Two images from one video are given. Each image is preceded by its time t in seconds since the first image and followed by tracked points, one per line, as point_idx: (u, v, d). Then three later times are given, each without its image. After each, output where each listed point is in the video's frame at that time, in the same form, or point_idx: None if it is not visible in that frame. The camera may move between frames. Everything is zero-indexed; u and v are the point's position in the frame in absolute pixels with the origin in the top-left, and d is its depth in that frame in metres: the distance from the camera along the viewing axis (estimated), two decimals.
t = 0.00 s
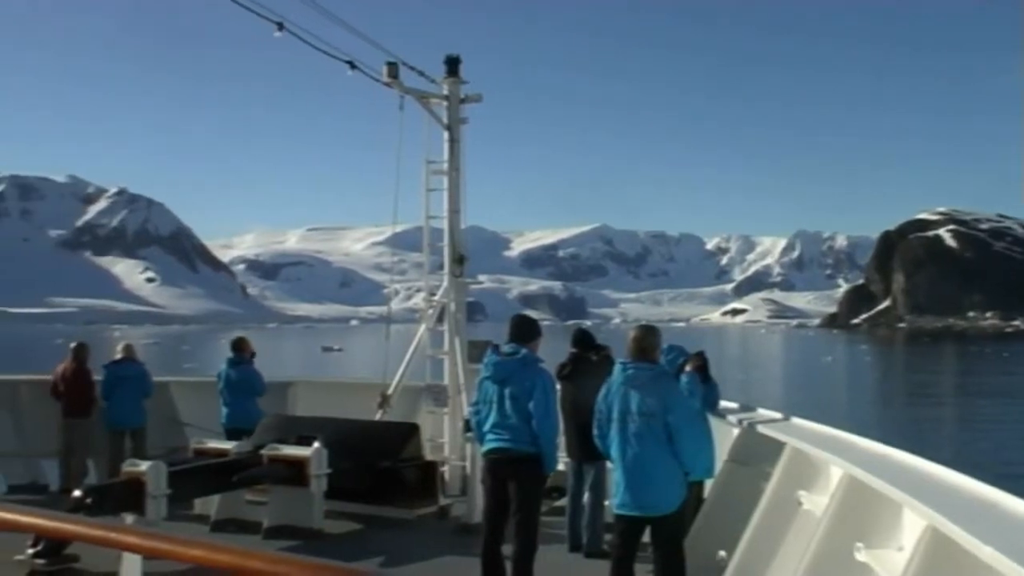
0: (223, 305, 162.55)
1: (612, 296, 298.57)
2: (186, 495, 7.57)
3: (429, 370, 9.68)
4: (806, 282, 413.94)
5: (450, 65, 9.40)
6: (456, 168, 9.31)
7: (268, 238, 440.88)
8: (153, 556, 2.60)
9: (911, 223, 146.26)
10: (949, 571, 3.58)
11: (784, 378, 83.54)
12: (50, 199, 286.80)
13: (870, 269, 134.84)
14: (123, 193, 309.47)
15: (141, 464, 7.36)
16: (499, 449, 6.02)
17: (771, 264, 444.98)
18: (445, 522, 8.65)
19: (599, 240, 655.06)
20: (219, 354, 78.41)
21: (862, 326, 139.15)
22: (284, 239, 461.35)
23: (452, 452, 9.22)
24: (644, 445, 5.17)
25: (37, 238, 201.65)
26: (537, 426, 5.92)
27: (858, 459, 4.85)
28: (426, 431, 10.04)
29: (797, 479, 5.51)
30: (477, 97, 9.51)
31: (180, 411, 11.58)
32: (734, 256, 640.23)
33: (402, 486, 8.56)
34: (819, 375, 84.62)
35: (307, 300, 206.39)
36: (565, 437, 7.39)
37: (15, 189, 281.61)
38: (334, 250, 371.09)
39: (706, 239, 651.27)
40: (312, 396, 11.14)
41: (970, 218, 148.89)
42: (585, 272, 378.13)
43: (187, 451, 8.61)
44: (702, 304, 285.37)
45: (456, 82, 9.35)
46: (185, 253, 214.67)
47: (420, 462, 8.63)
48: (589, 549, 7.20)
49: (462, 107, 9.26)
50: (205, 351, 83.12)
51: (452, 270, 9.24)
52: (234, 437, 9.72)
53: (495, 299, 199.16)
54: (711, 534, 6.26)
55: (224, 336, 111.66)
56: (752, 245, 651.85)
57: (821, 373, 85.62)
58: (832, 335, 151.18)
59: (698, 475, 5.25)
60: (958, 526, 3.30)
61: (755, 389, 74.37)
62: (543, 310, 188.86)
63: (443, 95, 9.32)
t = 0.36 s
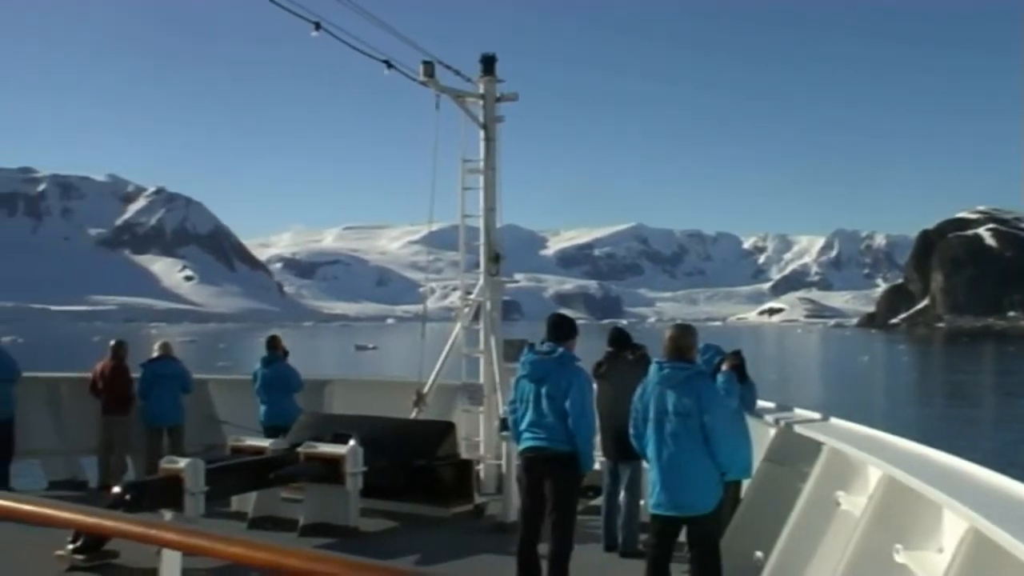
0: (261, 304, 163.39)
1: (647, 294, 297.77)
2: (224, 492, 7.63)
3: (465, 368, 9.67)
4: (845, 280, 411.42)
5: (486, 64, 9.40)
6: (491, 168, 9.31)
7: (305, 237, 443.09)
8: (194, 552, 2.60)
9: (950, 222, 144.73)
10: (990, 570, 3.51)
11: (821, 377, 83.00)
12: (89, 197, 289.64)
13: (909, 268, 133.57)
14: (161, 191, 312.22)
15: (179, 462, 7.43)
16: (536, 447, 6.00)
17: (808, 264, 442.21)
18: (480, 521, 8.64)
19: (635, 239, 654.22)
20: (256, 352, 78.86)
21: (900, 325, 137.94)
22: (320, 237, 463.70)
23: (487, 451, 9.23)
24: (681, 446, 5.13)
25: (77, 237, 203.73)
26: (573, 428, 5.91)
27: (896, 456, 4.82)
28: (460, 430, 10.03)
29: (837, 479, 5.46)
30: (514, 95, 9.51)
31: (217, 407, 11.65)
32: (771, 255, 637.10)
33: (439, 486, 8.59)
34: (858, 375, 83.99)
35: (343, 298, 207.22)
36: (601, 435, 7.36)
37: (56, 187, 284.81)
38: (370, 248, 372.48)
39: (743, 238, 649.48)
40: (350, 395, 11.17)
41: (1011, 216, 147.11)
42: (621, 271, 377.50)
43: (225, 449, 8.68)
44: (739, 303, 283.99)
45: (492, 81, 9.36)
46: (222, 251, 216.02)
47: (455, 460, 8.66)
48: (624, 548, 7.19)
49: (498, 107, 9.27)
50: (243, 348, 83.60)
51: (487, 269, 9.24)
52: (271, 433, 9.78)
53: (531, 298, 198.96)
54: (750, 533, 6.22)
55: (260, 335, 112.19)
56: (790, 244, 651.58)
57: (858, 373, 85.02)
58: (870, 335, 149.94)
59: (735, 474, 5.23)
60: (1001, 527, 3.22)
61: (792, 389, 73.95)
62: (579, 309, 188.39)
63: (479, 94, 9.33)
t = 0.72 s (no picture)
0: (294, 304, 164.23)
1: (680, 293, 297.02)
2: (261, 493, 7.68)
3: (498, 368, 9.63)
4: (879, 278, 408.80)
5: (519, 63, 9.40)
6: (524, 166, 9.30)
7: (338, 237, 445.40)
8: (226, 553, 2.62)
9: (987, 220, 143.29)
10: None
11: (856, 376, 82.47)
12: (126, 199, 292.58)
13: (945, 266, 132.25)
14: (196, 191, 314.94)
15: (215, 461, 7.49)
16: (569, 446, 6.00)
17: (843, 262, 439.52)
18: (513, 520, 8.64)
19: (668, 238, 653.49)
20: (290, 351, 79.32)
21: (937, 323, 136.65)
22: (354, 235, 465.66)
23: (521, 450, 9.22)
24: (716, 446, 5.11)
25: (113, 238, 205.68)
26: (610, 428, 5.89)
27: (934, 456, 4.77)
28: (493, 428, 10.02)
29: (875, 480, 5.41)
30: (545, 95, 9.50)
31: (252, 407, 11.73)
32: (805, 253, 633.75)
33: (472, 485, 8.59)
34: (893, 373, 83.39)
35: (376, 298, 207.95)
36: (633, 434, 7.32)
37: (93, 188, 287.75)
38: (403, 247, 373.92)
39: (777, 237, 647.49)
40: (384, 395, 11.20)
41: None
42: (654, 270, 376.98)
43: (260, 449, 8.72)
44: (773, 301, 282.49)
45: (524, 82, 9.35)
46: (256, 252, 217.26)
47: (488, 460, 8.66)
48: (658, 548, 7.17)
49: (530, 107, 9.27)
50: (278, 348, 84.09)
51: (520, 268, 9.23)
52: (308, 433, 9.87)
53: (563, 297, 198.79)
54: (786, 532, 6.18)
55: (293, 335, 112.83)
56: (824, 242, 651.34)
57: (894, 372, 84.43)
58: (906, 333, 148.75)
59: (772, 474, 5.18)
60: None
61: (827, 388, 73.53)
62: (611, 309, 188.00)
63: (511, 94, 9.34)
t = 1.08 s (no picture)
0: (336, 305, 165.24)
1: (721, 291, 295.66)
2: (304, 493, 7.71)
3: (540, 368, 9.60)
4: (924, 274, 405.22)
5: (557, 62, 9.40)
6: (563, 165, 9.30)
7: (379, 238, 447.84)
8: (275, 550, 2.64)
9: None
10: None
11: (902, 373, 81.87)
12: (169, 202, 295.56)
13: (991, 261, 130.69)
14: (238, 194, 317.68)
15: (260, 461, 7.55)
16: (610, 447, 5.98)
17: (887, 259, 436.35)
18: (555, 521, 8.60)
19: (708, 236, 652.73)
20: (332, 352, 79.91)
21: (984, 320, 135.13)
22: (394, 237, 467.73)
23: (563, 450, 9.19)
24: (760, 444, 5.08)
25: (157, 242, 207.85)
26: (653, 429, 5.86)
27: (984, 453, 4.70)
28: (534, 429, 9.96)
29: (925, 476, 5.35)
30: (584, 94, 9.49)
31: (295, 406, 11.79)
32: (848, 250, 630.01)
33: (514, 483, 8.59)
34: (940, 371, 82.71)
35: (417, 298, 208.60)
36: (676, 433, 7.28)
37: (137, 192, 291.09)
38: (443, 248, 374.92)
39: (819, 234, 645.23)
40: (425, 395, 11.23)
41: None
42: (695, 269, 376.05)
43: (304, 449, 8.78)
44: (816, 299, 280.86)
45: (562, 80, 9.33)
46: (298, 254, 218.74)
47: (530, 461, 8.67)
48: (703, 548, 7.12)
49: (569, 106, 9.26)
50: (320, 349, 84.54)
51: (560, 268, 9.25)
52: (352, 433, 9.93)
53: (603, 296, 198.40)
54: (834, 532, 6.11)
55: (335, 336, 113.42)
56: (867, 238, 651.02)
57: (940, 369, 83.71)
58: (952, 330, 147.28)
59: (817, 473, 5.12)
60: None
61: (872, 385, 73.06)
62: (651, 308, 187.43)
63: (549, 93, 9.33)
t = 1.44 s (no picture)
0: (379, 304, 165.80)
1: (764, 289, 293.58)
2: (348, 490, 7.75)
3: (583, 367, 9.58)
4: (972, 272, 399.67)
5: (600, 60, 9.36)
6: (607, 163, 9.27)
7: (422, 237, 449.23)
8: (328, 548, 2.63)
9: None
10: None
11: (951, 373, 80.62)
12: (213, 201, 298.14)
13: None
14: (281, 193, 319.75)
15: (305, 458, 7.57)
16: (655, 445, 5.95)
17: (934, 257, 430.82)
18: (600, 519, 8.58)
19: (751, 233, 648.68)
20: (374, 350, 79.97)
21: None
22: (437, 236, 468.94)
23: (606, 448, 9.14)
24: (810, 443, 5.04)
25: (202, 241, 209.69)
26: (699, 428, 5.82)
27: None
28: (579, 426, 9.94)
29: (975, 475, 5.25)
30: (627, 91, 9.45)
31: (339, 404, 11.84)
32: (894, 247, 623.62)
33: (557, 481, 8.58)
34: (990, 370, 81.34)
35: (459, 297, 208.91)
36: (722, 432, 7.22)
37: (182, 191, 293.99)
38: (485, 246, 375.02)
39: (864, 231, 639.79)
40: (469, 395, 11.23)
41: None
42: (739, 267, 373.64)
43: (349, 447, 8.82)
44: (861, 297, 277.83)
45: (606, 77, 9.31)
46: (341, 254, 219.66)
47: (575, 459, 8.66)
48: (748, 546, 7.06)
49: (612, 103, 9.22)
50: (364, 348, 84.85)
51: (603, 266, 9.23)
52: (396, 431, 9.94)
53: (645, 294, 197.36)
54: (883, 533, 6.05)
55: (378, 335, 113.64)
56: (914, 236, 644.83)
57: (991, 369, 82.33)
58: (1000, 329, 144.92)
59: (866, 472, 5.06)
60: None
61: (921, 385, 71.98)
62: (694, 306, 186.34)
63: (593, 91, 9.30)
